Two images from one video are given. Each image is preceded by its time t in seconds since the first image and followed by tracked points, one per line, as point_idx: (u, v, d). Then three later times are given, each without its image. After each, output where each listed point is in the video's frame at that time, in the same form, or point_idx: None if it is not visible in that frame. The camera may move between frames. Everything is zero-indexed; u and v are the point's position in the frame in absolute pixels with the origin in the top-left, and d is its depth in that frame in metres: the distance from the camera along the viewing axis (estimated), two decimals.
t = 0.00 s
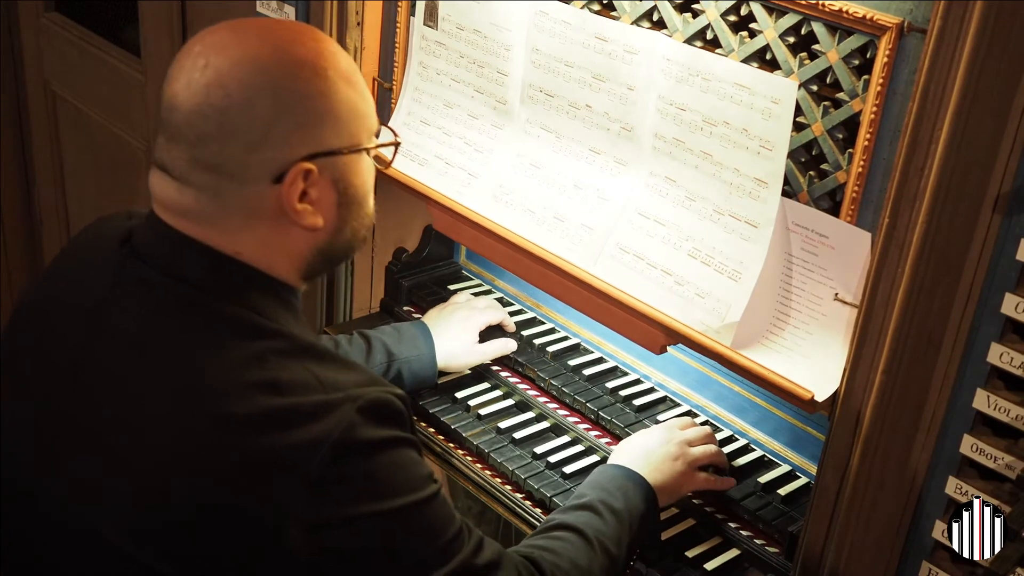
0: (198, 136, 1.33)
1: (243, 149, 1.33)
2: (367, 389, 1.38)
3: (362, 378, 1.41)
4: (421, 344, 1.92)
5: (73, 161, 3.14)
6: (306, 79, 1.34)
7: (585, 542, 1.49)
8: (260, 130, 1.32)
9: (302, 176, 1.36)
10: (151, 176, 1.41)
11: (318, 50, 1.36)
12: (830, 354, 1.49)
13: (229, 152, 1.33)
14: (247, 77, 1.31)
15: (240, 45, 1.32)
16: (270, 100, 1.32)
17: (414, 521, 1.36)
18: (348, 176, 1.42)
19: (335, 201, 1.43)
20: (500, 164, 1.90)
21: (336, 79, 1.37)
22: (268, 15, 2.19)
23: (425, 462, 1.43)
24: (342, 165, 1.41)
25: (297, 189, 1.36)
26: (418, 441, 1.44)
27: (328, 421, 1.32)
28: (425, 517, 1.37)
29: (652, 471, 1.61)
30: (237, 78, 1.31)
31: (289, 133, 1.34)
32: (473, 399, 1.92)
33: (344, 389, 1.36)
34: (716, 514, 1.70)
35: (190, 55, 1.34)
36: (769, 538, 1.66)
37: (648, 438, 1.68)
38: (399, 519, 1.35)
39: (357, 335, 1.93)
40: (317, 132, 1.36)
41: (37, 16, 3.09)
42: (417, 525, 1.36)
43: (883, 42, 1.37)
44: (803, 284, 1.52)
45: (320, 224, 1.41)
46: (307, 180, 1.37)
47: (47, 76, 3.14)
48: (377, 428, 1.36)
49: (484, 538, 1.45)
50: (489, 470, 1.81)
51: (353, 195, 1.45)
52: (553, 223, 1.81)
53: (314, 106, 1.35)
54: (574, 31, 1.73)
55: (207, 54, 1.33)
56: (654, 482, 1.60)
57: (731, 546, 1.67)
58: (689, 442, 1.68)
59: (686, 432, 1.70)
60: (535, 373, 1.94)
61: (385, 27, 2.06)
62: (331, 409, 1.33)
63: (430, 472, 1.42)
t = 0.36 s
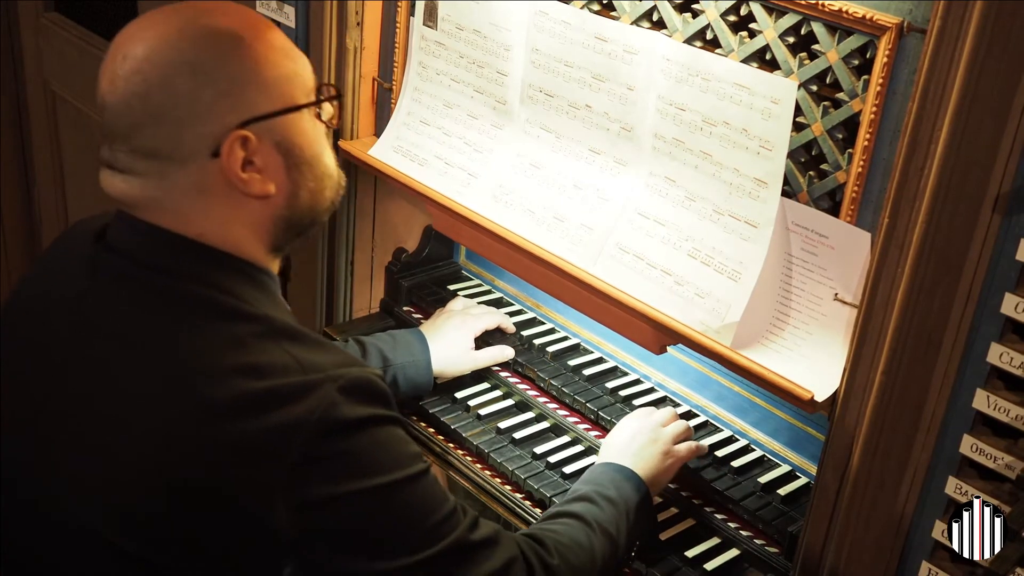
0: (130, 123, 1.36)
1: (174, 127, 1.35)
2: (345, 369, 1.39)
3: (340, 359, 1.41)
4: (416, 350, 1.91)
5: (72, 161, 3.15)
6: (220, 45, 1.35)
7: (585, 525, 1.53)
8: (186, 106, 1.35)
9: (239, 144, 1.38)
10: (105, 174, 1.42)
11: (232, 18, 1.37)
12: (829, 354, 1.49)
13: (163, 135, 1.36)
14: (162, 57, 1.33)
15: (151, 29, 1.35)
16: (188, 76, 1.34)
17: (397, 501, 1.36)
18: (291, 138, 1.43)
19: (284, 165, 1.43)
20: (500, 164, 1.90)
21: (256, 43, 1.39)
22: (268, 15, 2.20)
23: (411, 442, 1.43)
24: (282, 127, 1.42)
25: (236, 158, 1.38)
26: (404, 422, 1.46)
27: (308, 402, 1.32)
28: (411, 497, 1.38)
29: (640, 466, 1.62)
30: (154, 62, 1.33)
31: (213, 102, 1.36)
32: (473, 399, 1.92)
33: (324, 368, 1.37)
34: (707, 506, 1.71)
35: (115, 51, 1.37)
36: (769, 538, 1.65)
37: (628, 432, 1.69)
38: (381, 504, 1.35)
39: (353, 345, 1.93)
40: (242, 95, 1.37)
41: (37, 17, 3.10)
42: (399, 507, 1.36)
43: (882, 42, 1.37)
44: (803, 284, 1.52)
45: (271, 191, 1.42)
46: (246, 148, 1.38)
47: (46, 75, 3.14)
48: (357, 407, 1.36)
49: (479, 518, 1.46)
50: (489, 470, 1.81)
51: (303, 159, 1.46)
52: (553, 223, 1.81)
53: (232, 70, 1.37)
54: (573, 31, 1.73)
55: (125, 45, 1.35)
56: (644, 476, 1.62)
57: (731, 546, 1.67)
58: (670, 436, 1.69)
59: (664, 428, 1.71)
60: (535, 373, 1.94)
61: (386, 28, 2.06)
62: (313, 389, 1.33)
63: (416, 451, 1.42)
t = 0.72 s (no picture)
0: (82, 120, 1.39)
1: (125, 121, 1.38)
2: (317, 353, 1.39)
3: (310, 344, 1.42)
4: (415, 345, 1.92)
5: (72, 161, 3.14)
6: (168, 38, 1.37)
7: (573, 502, 1.54)
8: (135, 99, 1.37)
9: (194, 134, 1.39)
10: (71, 172, 1.45)
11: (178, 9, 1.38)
12: (829, 354, 1.49)
13: (115, 130, 1.38)
14: (110, 53, 1.35)
15: (100, 26, 1.37)
16: (133, 68, 1.36)
17: (371, 483, 1.36)
18: (247, 124, 1.44)
19: (241, 151, 1.45)
20: (500, 164, 1.90)
21: (205, 33, 1.40)
22: (268, 15, 2.20)
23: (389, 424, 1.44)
24: (237, 114, 1.43)
25: (189, 147, 1.39)
26: (382, 406, 1.47)
27: (282, 386, 1.33)
28: (385, 478, 1.38)
29: (642, 448, 1.64)
30: (101, 57, 1.35)
31: (162, 94, 1.38)
32: (473, 399, 1.92)
33: (294, 353, 1.38)
34: (701, 503, 1.72)
35: (70, 50, 1.40)
36: (769, 538, 1.66)
37: (636, 416, 1.71)
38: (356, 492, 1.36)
39: (352, 340, 1.93)
40: (192, 86, 1.39)
41: (37, 17, 3.10)
42: (372, 490, 1.36)
43: (882, 43, 1.37)
44: (803, 284, 1.52)
45: (230, 178, 1.44)
46: (200, 137, 1.40)
47: (45, 75, 3.14)
48: (329, 390, 1.37)
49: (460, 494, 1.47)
50: (489, 470, 1.81)
51: (261, 144, 1.47)
52: (553, 223, 1.81)
53: (181, 62, 1.38)
54: (573, 31, 1.73)
55: (77, 45, 1.38)
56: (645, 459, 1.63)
57: (730, 545, 1.67)
58: (676, 429, 1.71)
59: (673, 422, 1.72)
60: (535, 373, 1.94)
61: (386, 28, 2.06)
62: (286, 371, 1.34)
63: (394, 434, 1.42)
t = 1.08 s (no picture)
0: (69, 117, 1.40)
1: (112, 118, 1.38)
2: (307, 348, 1.40)
3: (299, 339, 1.43)
4: (416, 333, 1.93)
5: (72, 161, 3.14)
6: (155, 36, 1.38)
7: (565, 499, 1.54)
8: (123, 97, 1.38)
9: (180, 131, 1.40)
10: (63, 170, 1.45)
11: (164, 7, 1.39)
12: (829, 354, 1.49)
13: (101, 128, 1.39)
14: (96, 50, 1.36)
15: (87, 25, 1.38)
16: (121, 66, 1.37)
17: (360, 477, 1.37)
18: (233, 122, 1.45)
19: (228, 149, 1.46)
20: (500, 164, 1.90)
21: (192, 31, 1.41)
22: (267, 16, 2.20)
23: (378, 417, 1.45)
24: (223, 112, 1.44)
25: (175, 145, 1.40)
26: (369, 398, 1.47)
27: (268, 382, 1.33)
28: (371, 473, 1.37)
29: (634, 452, 1.63)
30: (89, 56, 1.36)
31: (148, 91, 1.38)
32: (473, 400, 1.92)
33: (283, 348, 1.38)
34: (698, 501, 1.73)
35: (59, 49, 1.40)
36: (769, 537, 1.66)
37: (632, 419, 1.70)
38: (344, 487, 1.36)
39: (351, 330, 1.94)
40: (178, 83, 1.40)
41: (37, 18, 3.10)
42: (358, 483, 1.36)
43: (882, 43, 1.37)
44: (802, 284, 1.52)
45: (216, 176, 1.44)
46: (185, 135, 1.41)
47: (45, 76, 3.14)
48: (318, 383, 1.37)
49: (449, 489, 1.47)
50: (489, 470, 1.81)
51: (248, 143, 1.48)
52: (553, 223, 1.81)
53: (169, 60, 1.39)
54: (573, 31, 1.73)
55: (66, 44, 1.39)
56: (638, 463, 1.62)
57: (730, 545, 1.67)
58: (672, 433, 1.69)
59: (669, 425, 1.71)
60: (535, 373, 1.94)
61: (385, 28, 2.06)
62: (273, 366, 1.34)
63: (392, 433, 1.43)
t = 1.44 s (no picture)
0: (80, 113, 1.40)
1: (122, 114, 1.39)
2: (309, 347, 1.39)
3: (301, 338, 1.42)
4: (418, 342, 1.92)
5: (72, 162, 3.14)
6: (167, 33, 1.38)
7: (564, 501, 1.54)
8: (132, 93, 1.38)
9: (189, 129, 1.40)
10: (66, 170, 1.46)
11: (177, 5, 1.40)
12: (829, 354, 1.49)
13: (113, 123, 1.39)
14: (109, 46, 1.37)
15: (100, 22, 1.38)
16: (132, 62, 1.37)
17: (359, 477, 1.36)
18: (242, 122, 1.45)
19: (237, 149, 1.46)
20: (499, 165, 1.90)
21: (203, 29, 1.42)
22: (267, 16, 2.20)
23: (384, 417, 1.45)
24: (233, 111, 1.44)
25: (185, 142, 1.40)
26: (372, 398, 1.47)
27: (272, 379, 1.33)
28: (371, 474, 1.37)
29: (629, 451, 1.64)
30: (101, 52, 1.37)
31: (160, 88, 1.39)
32: (473, 400, 1.92)
33: (287, 346, 1.37)
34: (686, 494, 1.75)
35: (71, 46, 1.41)
36: (769, 537, 1.67)
37: (623, 419, 1.71)
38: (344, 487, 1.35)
39: (353, 334, 1.92)
40: (190, 82, 1.40)
41: (37, 18, 3.10)
42: (358, 482, 1.35)
43: (882, 43, 1.38)
44: (802, 285, 1.52)
45: (225, 175, 1.44)
46: (195, 133, 1.41)
47: (46, 76, 3.14)
48: (319, 383, 1.36)
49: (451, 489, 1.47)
50: (488, 470, 1.81)
51: (257, 143, 1.48)
52: (553, 223, 1.80)
53: (177, 59, 1.39)
54: (573, 31, 1.73)
55: (78, 41, 1.40)
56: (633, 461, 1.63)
57: (730, 545, 1.67)
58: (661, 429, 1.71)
59: (657, 420, 1.73)
60: (534, 373, 1.94)
61: (385, 28, 2.06)
62: (276, 365, 1.34)
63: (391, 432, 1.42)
